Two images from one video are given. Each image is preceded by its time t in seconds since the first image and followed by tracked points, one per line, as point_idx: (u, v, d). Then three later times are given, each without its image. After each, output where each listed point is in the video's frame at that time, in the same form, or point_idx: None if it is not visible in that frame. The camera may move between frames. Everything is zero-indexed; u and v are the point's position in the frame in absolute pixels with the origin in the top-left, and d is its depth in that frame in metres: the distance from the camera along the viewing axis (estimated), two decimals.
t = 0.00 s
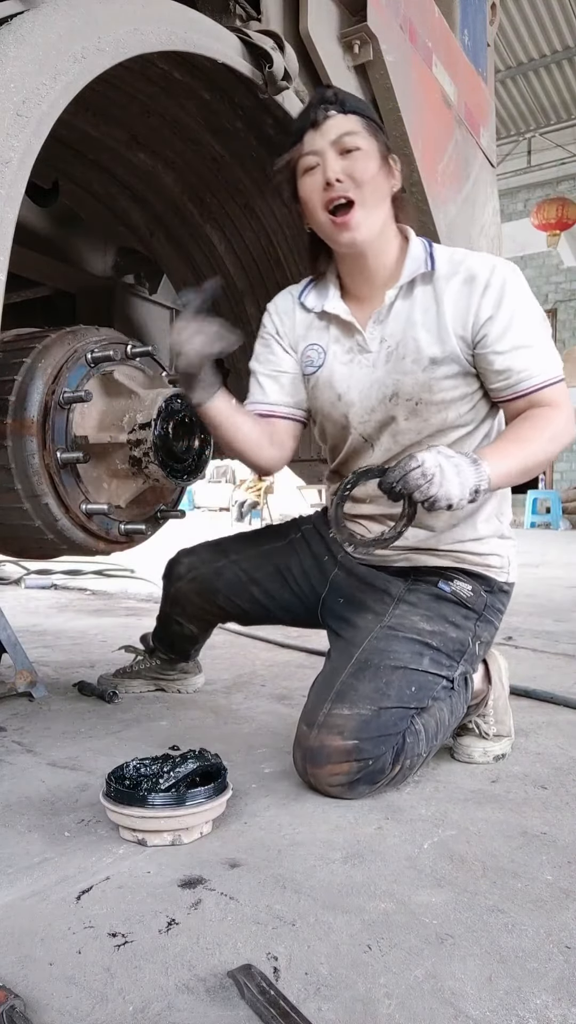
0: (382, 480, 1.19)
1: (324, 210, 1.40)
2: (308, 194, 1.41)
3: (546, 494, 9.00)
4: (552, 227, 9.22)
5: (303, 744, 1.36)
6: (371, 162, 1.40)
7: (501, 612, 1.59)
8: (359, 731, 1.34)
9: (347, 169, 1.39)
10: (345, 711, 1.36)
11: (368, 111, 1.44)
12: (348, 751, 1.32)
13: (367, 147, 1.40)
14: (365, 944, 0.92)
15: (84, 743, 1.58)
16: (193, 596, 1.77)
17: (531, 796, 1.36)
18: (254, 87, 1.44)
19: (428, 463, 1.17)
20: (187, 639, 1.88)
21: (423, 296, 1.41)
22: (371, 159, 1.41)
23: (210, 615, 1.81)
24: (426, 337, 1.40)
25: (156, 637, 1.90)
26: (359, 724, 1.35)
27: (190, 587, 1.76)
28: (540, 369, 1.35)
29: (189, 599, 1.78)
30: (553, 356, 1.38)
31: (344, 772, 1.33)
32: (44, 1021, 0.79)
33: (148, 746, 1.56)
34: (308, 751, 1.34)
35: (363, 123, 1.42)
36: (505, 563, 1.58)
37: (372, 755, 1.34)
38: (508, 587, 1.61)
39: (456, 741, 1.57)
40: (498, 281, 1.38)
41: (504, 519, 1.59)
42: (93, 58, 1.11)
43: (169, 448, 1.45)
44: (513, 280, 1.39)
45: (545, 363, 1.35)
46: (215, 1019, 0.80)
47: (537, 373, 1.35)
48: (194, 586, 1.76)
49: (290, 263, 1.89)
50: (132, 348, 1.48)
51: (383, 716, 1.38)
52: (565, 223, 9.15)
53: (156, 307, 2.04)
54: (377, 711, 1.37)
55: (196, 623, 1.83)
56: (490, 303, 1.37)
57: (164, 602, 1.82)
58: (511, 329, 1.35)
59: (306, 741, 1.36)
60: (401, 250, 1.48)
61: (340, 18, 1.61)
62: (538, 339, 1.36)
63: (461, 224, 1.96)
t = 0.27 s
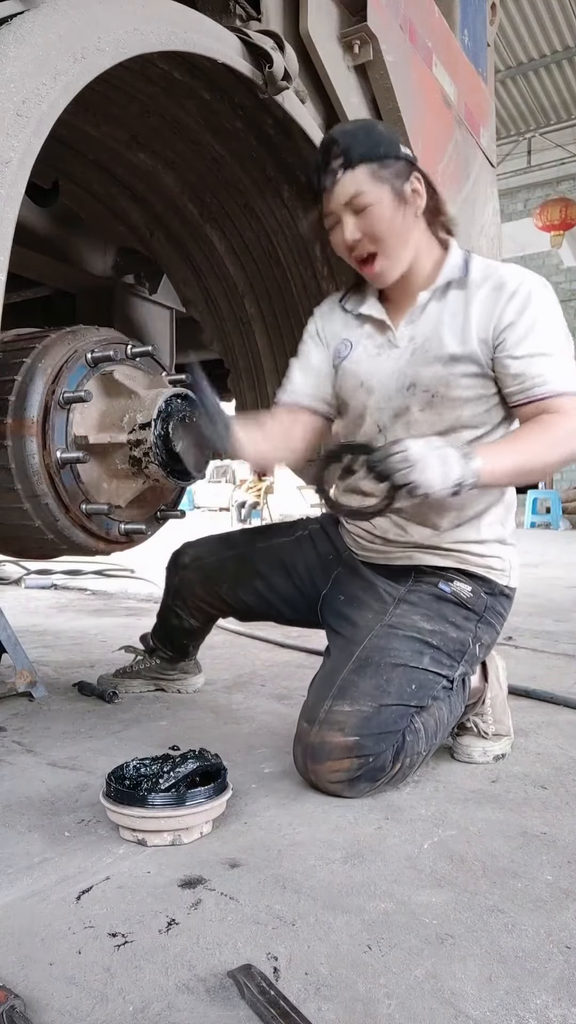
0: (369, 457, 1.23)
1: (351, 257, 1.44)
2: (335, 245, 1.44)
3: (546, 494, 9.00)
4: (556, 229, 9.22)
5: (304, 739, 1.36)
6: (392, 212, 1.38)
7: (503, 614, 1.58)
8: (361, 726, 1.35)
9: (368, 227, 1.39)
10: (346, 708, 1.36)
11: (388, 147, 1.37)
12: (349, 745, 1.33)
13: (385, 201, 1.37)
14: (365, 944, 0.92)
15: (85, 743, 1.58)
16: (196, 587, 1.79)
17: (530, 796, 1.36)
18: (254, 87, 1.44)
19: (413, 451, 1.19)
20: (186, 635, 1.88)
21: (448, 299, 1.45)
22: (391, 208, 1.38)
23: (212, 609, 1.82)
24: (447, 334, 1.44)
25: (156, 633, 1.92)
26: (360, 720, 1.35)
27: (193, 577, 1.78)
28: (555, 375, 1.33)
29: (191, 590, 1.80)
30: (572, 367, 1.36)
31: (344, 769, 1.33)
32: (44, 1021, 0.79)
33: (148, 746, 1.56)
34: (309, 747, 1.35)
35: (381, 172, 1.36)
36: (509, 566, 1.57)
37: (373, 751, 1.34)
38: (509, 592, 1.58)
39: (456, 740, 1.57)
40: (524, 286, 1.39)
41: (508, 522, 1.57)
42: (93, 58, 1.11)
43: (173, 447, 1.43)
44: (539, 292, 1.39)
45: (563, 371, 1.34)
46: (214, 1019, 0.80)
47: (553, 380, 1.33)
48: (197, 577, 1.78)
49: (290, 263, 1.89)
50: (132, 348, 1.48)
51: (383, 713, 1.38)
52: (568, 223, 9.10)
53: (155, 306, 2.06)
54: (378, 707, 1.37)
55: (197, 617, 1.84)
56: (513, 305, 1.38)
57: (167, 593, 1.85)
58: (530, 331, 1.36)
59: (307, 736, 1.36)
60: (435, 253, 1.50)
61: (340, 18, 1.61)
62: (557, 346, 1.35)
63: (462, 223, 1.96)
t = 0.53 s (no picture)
0: (233, 461, 1.31)
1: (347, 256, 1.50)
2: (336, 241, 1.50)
3: (546, 494, 9.00)
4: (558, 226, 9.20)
5: (301, 737, 1.36)
6: (386, 220, 1.40)
7: (505, 620, 1.59)
8: (357, 719, 1.35)
9: (363, 233, 1.43)
10: (341, 700, 1.37)
11: (390, 155, 1.39)
12: (344, 740, 1.33)
13: (379, 209, 1.40)
14: (366, 944, 0.92)
15: (85, 743, 1.58)
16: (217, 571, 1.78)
17: (531, 796, 1.36)
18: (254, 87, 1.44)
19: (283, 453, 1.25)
20: (201, 623, 1.86)
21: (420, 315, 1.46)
22: (385, 216, 1.40)
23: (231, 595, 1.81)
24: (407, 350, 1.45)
25: (170, 622, 1.90)
26: (355, 713, 1.36)
27: (216, 560, 1.78)
28: (463, 411, 1.28)
29: (213, 573, 1.79)
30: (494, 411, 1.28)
31: (341, 762, 1.33)
32: (44, 1021, 0.79)
33: (148, 746, 1.56)
34: (306, 741, 1.35)
35: (378, 180, 1.39)
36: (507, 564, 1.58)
37: (369, 746, 1.35)
38: (518, 596, 1.62)
39: (456, 740, 1.57)
40: (480, 312, 1.34)
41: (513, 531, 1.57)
42: (93, 58, 1.11)
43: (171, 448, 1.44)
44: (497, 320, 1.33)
45: (480, 411, 1.27)
46: (214, 1020, 0.80)
47: (463, 415, 1.27)
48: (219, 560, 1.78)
49: (290, 263, 1.89)
50: (132, 348, 1.48)
51: (378, 707, 1.38)
52: (569, 223, 9.16)
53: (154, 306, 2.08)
54: (372, 700, 1.38)
55: (215, 601, 1.82)
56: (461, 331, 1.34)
57: (188, 577, 1.84)
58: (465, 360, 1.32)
59: (303, 733, 1.36)
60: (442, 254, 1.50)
61: (340, 18, 1.61)
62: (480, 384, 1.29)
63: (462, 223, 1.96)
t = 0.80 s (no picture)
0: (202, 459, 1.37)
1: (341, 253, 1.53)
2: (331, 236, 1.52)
3: (546, 494, 9.00)
4: (559, 222, 9.21)
5: (299, 737, 1.36)
6: (374, 225, 1.41)
7: (499, 616, 1.58)
8: (352, 719, 1.36)
9: (352, 235, 1.44)
10: (335, 700, 1.38)
11: (379, 158, 1.37)
12: (341, 740, 1.34)
13: (366, 214, 1.40)
14: (366, 944, 0.92)
15: (85, 743, 1.58)
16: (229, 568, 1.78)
17: (531, 796, 1.36)
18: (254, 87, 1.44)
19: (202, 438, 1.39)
20: (207, 619, 1.86)
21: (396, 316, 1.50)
22: (374, 221, 1.41)
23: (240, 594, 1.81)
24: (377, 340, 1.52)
25: (178, 617, 1.90)
26: (350, 712, 1.36)
27: (229, 556, 1.78)
28: (376, 412, 1.34)
29: (224, 569, 1.79)
30: (404, 421, 1.33)
31: (339, 762, 1.33)
32: (44, 1021, 0.79)
33: (148, 746, 1.56)
34: (303, 742, 1.35)
35: (368, 183, 1.38)
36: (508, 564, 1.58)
37: (366, 745, 1.35)
38: (516, 596, 1.61)
39: (456, 740, 1.57)
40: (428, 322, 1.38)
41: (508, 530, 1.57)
42: (93, 58, 1.11)
43: (173, 447, 1.39)
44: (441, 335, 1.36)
45: (391, 419, 1.33)
46: (215, 1020, 0.80)
47: (375, 415, 1.34)
48: (232, 556, 1.78)
49: (290, 263, 1.89)
50: (132, 348, 1.47)
51: (373, 705, 1.38)
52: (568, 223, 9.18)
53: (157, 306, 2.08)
54: (367, 698, 1.38)
55: (223, 599, 1.82)
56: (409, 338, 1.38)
57: (199, 572, 1.84)
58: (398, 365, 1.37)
59: (301, 733, 1.37)
60: (438, 250, 1.50)
61: (340, 18, 1.61)
62: (398, 391, 1.35)
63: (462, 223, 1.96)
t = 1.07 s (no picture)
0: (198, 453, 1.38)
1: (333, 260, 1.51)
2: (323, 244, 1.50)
3: (546, 494, 9.00)
4: (553, 221, 9.27)
5: (297, 737, 1.37)
6: (367, 236, 1.40)
7: (495, 613, 1.58)
8: (348, 719, 1.36)
9: (344, 244, 1.43)
10: (332, 700, 1.38)
11: (373, 168, 1.35)
12: (338, 739, 1.34)
13: (359, 225, 1.39)
14: (366, 944, 0.92)
15: (84, 743, 1.58)
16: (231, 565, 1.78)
17: (531, 796, 1.36)
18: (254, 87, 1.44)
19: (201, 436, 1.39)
20: (208, 618, 1.85)
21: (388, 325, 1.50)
22: (367, 232, 1.40)
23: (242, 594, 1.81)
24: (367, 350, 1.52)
25: (178, 616, 1.89)
26: (347, 712, 1.36)
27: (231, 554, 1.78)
28: (362, 426, 1.35)
29: (226, 567, 1.78)
30: (390, 437, 1.34)
31: (337, 762, 1.34)
32: (43, 1021, 0.79)
33: (148, 746, 1.56)
34: (301, 742, 1.35)
35: (361, 194, 1.36)
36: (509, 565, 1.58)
37: (364, 743, 1.35)
38: (512, 595, 1.61)
39: (456, 740, 1.57)
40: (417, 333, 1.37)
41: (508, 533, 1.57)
42: (93, 58, 1.11)
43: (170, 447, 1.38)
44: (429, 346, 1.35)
45: (379, 433, 1.34)
46: (215, 1020, 0.80)
47: (361, 431, 1.35)
48: (235, 553, 1.78)
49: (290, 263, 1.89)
50: (132, 348, 1.47)
51: (369, 705, 1.38)
52: (565, 222, 9.24)
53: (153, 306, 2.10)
54: (363, 697, 1.38)
55: (224, 597, 1.81)
56: (396, 352, 1.38)
57: (200, 571, 1.83)
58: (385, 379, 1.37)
59: (300, 733, 1.37)
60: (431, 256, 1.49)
61: (339, 18, 1.61)
62: (384, 406, 1.35)
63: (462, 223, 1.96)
